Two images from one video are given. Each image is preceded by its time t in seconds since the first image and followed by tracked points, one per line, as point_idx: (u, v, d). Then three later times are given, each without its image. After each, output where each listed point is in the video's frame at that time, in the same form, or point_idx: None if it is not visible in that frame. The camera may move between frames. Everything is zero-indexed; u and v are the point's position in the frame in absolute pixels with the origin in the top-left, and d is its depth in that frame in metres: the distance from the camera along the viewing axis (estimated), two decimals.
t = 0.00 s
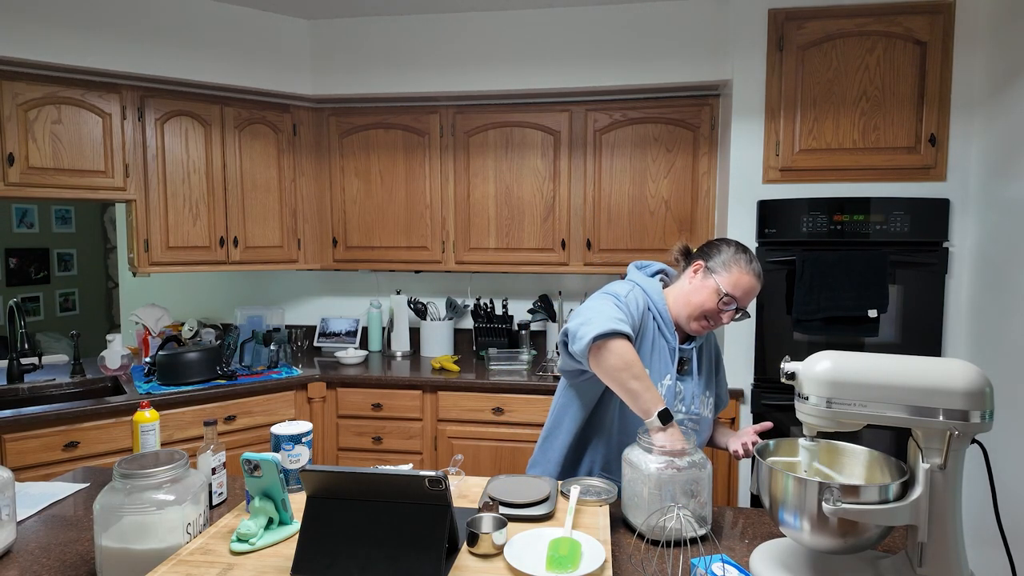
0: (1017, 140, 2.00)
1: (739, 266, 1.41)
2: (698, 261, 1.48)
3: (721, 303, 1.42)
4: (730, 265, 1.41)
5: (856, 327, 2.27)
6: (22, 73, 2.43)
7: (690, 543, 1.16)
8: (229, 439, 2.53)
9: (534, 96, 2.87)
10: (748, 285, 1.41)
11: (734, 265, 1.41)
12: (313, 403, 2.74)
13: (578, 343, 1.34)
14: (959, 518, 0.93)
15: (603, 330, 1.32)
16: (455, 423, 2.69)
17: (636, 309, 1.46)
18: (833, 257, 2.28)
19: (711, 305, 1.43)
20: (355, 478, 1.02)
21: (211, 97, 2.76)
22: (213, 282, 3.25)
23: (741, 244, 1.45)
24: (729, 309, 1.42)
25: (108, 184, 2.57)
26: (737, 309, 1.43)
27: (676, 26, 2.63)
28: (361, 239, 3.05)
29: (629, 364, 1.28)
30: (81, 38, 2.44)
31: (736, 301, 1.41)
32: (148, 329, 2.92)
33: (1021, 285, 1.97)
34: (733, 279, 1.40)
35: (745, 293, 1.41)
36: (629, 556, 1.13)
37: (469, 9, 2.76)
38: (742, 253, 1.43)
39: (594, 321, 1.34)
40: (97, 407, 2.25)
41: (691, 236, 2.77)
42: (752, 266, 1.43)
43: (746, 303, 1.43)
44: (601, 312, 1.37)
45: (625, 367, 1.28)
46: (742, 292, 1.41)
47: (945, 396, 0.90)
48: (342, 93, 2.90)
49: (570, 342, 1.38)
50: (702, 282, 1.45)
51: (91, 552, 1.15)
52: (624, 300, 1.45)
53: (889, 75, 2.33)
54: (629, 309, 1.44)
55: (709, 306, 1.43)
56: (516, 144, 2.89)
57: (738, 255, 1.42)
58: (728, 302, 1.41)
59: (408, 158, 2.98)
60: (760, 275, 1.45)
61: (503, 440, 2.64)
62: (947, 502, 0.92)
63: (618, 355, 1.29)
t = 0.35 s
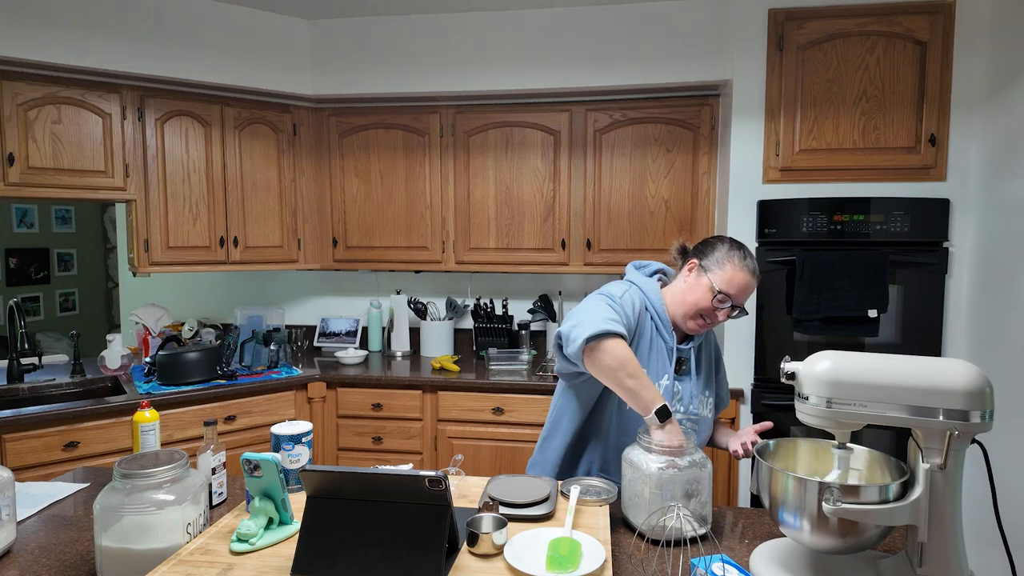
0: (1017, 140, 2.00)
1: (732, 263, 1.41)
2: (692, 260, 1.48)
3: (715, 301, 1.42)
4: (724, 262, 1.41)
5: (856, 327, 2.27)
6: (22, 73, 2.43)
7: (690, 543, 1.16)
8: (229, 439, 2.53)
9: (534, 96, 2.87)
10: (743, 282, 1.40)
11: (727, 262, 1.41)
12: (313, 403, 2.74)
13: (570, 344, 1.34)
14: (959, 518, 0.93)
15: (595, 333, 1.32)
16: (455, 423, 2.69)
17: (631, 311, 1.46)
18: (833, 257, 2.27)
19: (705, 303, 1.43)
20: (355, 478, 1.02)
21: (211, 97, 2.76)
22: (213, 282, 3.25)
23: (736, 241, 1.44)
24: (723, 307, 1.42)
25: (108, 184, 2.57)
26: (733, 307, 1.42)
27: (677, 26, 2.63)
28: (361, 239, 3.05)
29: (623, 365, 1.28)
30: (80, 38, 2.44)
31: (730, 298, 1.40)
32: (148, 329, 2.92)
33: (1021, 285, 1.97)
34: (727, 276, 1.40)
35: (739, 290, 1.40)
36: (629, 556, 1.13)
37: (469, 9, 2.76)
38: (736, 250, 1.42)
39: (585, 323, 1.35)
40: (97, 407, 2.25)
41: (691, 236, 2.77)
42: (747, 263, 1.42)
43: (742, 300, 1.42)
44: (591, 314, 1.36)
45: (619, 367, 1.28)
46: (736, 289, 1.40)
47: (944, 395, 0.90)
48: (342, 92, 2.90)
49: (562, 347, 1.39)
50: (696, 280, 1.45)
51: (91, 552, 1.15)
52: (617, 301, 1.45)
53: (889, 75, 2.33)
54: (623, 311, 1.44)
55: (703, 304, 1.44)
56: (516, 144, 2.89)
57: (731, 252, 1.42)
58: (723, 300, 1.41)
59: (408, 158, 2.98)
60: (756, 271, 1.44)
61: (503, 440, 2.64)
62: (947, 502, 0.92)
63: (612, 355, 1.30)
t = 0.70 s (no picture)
0: (1017, 140, 2.00)
1: (692, 247, 1.41)
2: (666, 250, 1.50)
3: (680, 285, 1.43)
4: (685, 247, 1.42)
5: (856, 327, 2.27)
6: (22, 73, 2.43)
7: (690, 542, 1.16)
8: (229, 439, 2.53)
9: (534, 96, 2.87)
10: (708, 262, 1.38)
11: (688, 246, 1.42)
12: (313, 403, 2.74)
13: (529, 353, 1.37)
14: (959, 518, 0.93)
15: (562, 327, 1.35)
16: (455, 423, 2.69)
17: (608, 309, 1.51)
18: (834, 257, 2.27)
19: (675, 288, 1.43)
20: (355, 478, 1.02)
21: (211, 97, 2.76)
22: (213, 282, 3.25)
23: (704, 226, 1.44)
24: (692, 290, 1.41)
25: (108, 184, 2.57)
26: (701, 289, 1.41)
27: (677, 26, 2.63)
28: (361, 239, 3.05)
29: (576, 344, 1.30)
30: (80, 37, 2.44)
31: (693, 280, 1.40)
32: (148, 329, 2.92)
33: (1021, 285, 1.97)
34: (689, 259, 1.40)
35: (706, 272, 1.38)
36: (629, 556, 1.13)
37: (468, 9, 2.76)
38: (703, 233, 1.41)
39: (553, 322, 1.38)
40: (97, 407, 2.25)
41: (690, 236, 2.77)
42: (712, 244, 1.40)
43: (709, 282, 1.40)
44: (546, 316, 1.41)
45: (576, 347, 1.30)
46: (697, 271, 1.39)
47: (944, 396, 0.90)
48: (342, 93, 2.90)
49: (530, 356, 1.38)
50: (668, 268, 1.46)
51: (91, 552, 1.15)
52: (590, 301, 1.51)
53: (889, 75, 2.32)
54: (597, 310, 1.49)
55: (672, 290, 1.45)
56: (516, 144, 2.89)
57: (693, 237, 1.42)
58: (690, 283, 1.40)
59: (408, 158, 2.98)
60: (727, 251, 1.41)
61: (503, 440, 2.64)
62: (948, 502, 0.92)
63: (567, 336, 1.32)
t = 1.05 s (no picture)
0: (1018, 140, 2.00)
1: (650, 234, 1.47)
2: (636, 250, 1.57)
3: (644, 274, 1.48)
4: (644, 237, 1.49)
5: (856, 327, 2.27)
6: (23, 73, 2.43)
7: (690, 542, 1.16)
8: (229, 439, 2.53)
9: (534, 96, 2.87)
10: (666, 246, 1.43)
11: (647, 235, 1.49)
12: (313, 403, 2.74)
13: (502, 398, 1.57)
14: (960, 518, 0.93)
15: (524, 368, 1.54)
16: (455, 423, 2.69)
17: (585, 318, 1.58)
18: (834, 257, 2.27)
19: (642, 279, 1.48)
20: (355, 478, 1.02)
21: (211, 97, 2.76)
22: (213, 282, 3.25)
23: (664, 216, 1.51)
24: (658, 276, 1.45)
25: (108, 184, 2.57)
26: (663, 274, 1.44)
27: (677, 25, 2.63)
28: (361, 239, 3.05)
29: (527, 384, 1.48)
30: (80, 38, 2.44)
31: (653, 266, 1.45)
32: (148, 329, 2.92)
33: (1021, 285, 1.97)
34: (648, 247, 1.46)
35: (666, 255, 1.43)
36: (629, 556, 1.13)
37: (468, 9, 2.77)
38: (661, 222, 1.48)
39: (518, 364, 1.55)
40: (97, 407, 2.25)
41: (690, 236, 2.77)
42: (669, 229, 1.45)
43: (669, 265, 1.43)
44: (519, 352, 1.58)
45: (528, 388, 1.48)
46: (655, 255, 1.44)
47: (944, 395, 0.90)
48: (342, 93, 2.90)
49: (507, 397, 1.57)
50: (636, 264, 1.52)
51: (91, 552, 1.15)
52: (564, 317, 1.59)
53: (889, 75, 2.32)
54: (570, 324, 1.57)
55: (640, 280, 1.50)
56: (516, 144, 2.89)
57: (651, 226, 1.49)
58: (654, 270, 1.45)
59: (408, 158, 2.98)
60: (685, 233, 1.45)
61: (503, 440, 2.64)
62: (948, 502, 0.92)
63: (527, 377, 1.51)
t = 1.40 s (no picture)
0: (1018, 140, 2.00)
1: (619, 237, 1.51)
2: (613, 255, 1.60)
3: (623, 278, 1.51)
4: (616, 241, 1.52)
5: (856, 327, 2.27)
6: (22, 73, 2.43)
7: (690, 542, 1.16)
8: (229, 439, 2.53)
9: (534, 96, 2.87)
10: (638, 247, 1.46)
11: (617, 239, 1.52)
12: (313, 403, 2.74)
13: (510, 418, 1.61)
14: (960, 518, 0.93)
15: (520, 387, 1.60)
16: (455, 423, 2.69)
17: (572, 329, 1.62)
18: (834, 257, 2.27)
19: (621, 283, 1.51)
20: (355, 478, 1.02)
21: (211, 97, 2.76)
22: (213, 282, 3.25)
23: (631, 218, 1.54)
24: (636, 278, 1.48)
25: (108, 184, 2.57)
26: (640, 273, 1.47)
27: (676, 26, 2.63)
28: (361, 239, 3.06)
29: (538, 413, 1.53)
30: (80, 38, 2.44)
31: (629, 268, 1.48)
32: (148, 329, 2.92)
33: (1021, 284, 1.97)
34: (620, 250, 1.49)
35: (638, 255, 1.46)
36: (629, 556, 1.13)
37: (468, 8, 2.76)
38: (627, 225, 1.51)
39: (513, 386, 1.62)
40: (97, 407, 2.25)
41: (690, 236, 2.77)
42: (637, 229, 1.49)
43: (645, 264, 1.46)
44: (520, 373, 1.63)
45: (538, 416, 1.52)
46: (628, 257, 1.48)
47: (944, 395, 0.90)
48: (342, 93, 2.90)
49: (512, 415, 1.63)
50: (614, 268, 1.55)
51: (91, 552, 1.15)
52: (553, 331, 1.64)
53: (889, 75, 2.32)
54: (558, 336, 1.62)
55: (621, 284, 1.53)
56: (516, 144, 2.89)
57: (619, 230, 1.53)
58: (631, 273, 1.48)
59: (408, 158, 2.98)
60: (654, 230, 1.48)
61: (503, 440, 2.64)
62: (948, 502, 0.92)
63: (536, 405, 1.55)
